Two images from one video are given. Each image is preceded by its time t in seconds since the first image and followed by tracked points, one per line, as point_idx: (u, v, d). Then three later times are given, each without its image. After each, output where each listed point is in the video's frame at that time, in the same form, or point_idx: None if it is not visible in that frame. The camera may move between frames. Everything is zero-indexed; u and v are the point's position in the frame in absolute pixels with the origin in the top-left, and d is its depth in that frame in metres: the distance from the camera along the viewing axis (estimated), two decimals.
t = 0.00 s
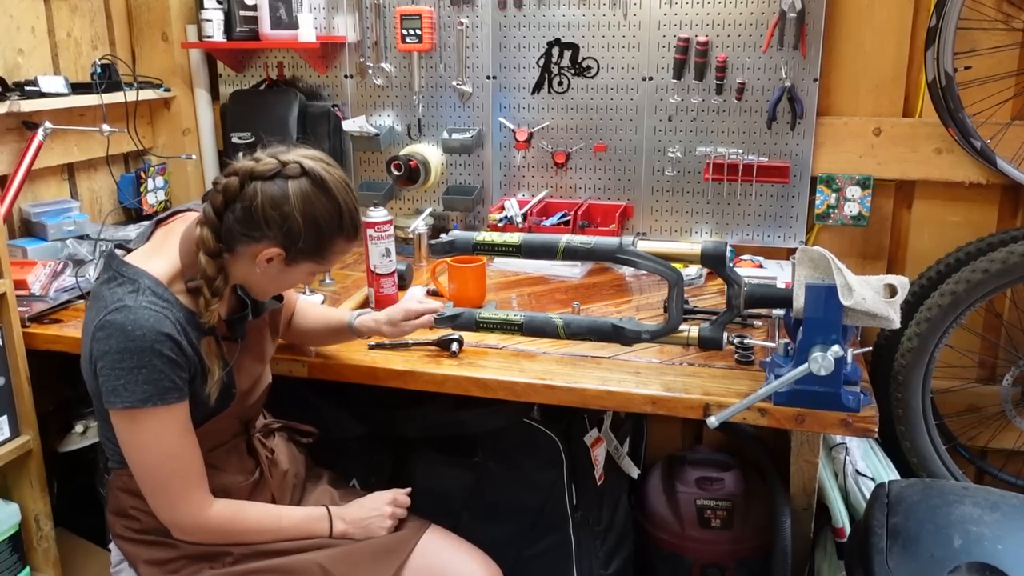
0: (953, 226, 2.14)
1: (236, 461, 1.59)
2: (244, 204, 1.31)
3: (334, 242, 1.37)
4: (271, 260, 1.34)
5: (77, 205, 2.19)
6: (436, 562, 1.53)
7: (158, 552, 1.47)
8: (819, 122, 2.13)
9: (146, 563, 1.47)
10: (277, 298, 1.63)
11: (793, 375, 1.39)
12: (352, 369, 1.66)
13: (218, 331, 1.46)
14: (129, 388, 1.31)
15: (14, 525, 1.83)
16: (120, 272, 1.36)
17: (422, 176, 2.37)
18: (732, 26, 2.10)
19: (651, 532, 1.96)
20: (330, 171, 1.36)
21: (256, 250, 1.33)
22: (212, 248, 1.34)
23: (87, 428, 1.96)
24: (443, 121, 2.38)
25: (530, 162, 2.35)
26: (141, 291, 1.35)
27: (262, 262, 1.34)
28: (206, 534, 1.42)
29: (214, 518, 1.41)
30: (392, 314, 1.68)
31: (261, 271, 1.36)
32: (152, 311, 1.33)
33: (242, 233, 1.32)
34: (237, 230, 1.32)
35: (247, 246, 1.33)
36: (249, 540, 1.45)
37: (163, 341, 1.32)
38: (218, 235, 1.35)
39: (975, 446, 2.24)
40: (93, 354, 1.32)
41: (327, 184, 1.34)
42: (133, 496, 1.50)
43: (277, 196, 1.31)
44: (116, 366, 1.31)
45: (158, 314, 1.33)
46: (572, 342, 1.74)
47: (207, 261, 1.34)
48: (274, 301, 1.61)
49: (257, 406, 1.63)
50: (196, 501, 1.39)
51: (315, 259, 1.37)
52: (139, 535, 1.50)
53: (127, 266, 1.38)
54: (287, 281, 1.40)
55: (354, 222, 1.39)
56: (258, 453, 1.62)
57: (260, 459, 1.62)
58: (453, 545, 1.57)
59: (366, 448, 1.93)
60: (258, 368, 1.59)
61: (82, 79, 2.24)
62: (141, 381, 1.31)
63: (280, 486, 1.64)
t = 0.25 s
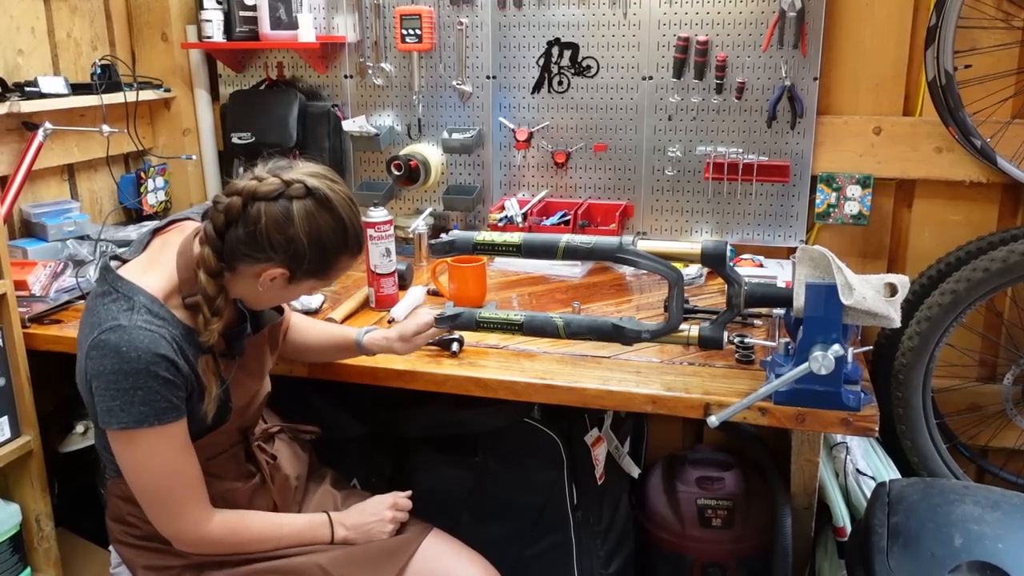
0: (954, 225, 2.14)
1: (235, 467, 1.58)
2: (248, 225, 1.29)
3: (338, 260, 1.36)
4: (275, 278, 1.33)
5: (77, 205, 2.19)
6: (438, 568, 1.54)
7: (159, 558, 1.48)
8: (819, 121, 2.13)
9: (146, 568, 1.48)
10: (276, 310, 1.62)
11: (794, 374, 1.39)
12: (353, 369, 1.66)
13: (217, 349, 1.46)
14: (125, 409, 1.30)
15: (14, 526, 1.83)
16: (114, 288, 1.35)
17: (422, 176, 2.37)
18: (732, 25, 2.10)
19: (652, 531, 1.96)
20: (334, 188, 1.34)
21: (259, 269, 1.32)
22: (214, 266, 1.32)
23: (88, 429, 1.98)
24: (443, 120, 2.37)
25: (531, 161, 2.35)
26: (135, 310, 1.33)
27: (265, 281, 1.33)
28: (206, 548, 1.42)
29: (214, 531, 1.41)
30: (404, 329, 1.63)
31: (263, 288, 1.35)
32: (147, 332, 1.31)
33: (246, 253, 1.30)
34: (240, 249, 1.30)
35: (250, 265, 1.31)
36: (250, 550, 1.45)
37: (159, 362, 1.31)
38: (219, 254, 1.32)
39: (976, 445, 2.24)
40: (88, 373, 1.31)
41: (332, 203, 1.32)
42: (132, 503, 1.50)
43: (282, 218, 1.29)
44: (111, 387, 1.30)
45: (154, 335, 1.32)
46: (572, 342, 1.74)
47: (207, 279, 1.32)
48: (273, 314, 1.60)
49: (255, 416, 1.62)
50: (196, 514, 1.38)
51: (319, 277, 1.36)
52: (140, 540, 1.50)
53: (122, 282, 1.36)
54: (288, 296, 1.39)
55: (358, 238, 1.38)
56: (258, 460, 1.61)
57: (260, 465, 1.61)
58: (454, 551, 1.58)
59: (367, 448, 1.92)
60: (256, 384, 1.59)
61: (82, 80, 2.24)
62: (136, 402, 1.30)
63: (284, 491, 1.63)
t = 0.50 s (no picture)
0: (955, 225, 2.13)
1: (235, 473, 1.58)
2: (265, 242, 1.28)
3: (354, 275, 1.36)
4: (290, 293, 1.33)
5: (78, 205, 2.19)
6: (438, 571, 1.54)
7: (158, 562, 1.48)
8: (820, 121, 2.13)
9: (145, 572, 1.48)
10: (285, 321, 1.61)
11: (795, 373, 1.39)
12: (354, 369, 1.66)
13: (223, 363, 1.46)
14: (126, 423, 1.30)
15: (15, 525, 1.83)
16: (120, 298, 1.35)
17: (422, 175, 2.35)
18: (733, 25, 2.10)
19: (653, 531, 1.96)
20: (351, 204, 1.33)
21: (275, 284, 1.31)
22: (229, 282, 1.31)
23: (89, 428, 1.97)
24: (444, 120, 2.37)
25: (532, 161, 2.35)
26: (139, 323, 1.33)
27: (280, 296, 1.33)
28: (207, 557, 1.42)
29: (214, 542, 1.41)
30: (404, 331, 1.62)
31: (276, 302, 1.35)
32: (150, 346, 1.31)
33: (262, 269, 1.30)
34: (256, 265, 1.30)
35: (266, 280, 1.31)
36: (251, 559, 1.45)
37: (161, 377, 1.30)
38: (234, 270, 1.32)
39: (977, 444, 2.24)
40: (91, 384, 1.31)
41: (350, 219, 1.32)
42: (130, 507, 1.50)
43: (299, 235, 1.28)
44: (113, 401, 1.29)
45: (157, 349, 1.31)
46: (573, 341, 1.74)
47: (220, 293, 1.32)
48: (282, 326, 1.59)
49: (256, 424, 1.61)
50: (196, 525, 1.39)
51: (334, 292, 1.36)
52: (139, 544, 1.50)
53: (127, 292, 1.36)
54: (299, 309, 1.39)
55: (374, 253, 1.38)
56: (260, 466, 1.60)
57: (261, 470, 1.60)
58: (456, 555, 1.58)
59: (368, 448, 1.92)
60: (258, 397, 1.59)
61: (83, 79, 2.24)
62: (137, 417, 1.29)
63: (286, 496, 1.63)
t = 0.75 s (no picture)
0: (956, 225, 2.13)
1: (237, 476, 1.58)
2: (278, 242, 1.28)
3: (365, 274, 1.36)
4: (303, 294, 1.33)
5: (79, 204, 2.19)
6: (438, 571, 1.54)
7: (160, 564, 1.48)
8: (821, 121, 2.12)
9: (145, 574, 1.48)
10: (291, 324, 1.61)
11: (796, 373, 1.39)
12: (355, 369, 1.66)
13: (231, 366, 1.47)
14: (134, 426, 1.30)
15: (16, 524, 1.84)
16: (128, 300, 1.35)
17: (423, 175, 2.35)
18: (733, 24, 2.10)
19: (653, 531, 1.96)
20: (363, 203, 1.34)
21: (287, 285, 1.31)
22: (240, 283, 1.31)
23: (89, 428, 1.97)
24: (444, 120, 2.37)
25: (533, 161, 2.35)
26: (148, 326, 1.32)
27: (293, 297, 1.33)
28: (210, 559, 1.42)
29: (218, 544, 1.41)
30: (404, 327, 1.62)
31: (286, 302, 1.35)
32: (159, 349, 1.31)
33: (275, 270, 1.30)
34: (269, 266, 1.30)
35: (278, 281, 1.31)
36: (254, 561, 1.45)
37: (170, 381, 1.30)
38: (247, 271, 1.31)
39: (978, 444, 2.24)
40: (97, 387, 1.31)
41: (362, 219, 1.32)
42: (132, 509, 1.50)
43: (313, 235, 1.28)
44: (121, 403, 1.29)
45: (166, 352, 1.31)
46: (574, 341, 1.74)
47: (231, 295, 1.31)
48: (287, 328, 1.59)
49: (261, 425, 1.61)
50: (200, 528, 1.39)
51: (345, 291, 1.36)
52: (141, 546, 1.50)
53: (135, 295, 1.36)
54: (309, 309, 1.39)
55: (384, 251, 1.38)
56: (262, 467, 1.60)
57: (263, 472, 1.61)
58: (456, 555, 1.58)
59: (369, 448, 1.92)
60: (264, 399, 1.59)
61: (83, 79, 2.24)
62: (145, 420, 1.29)
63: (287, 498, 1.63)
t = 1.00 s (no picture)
0: (957, 224, 2.13)
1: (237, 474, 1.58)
2: (287, 233, 1.29)
3: (370, 266, 1.37)
4: (309, 286, 1.33)
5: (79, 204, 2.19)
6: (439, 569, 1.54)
7: (162, 563, 1.48)
8: (821, 120, 2.12)
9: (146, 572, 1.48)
10: (292, 321, 1.59)
11: (796, 372, 1.39)
12: (355, 368, 1.66)
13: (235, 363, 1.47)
14: (139, 421, 1.30)
15: (16, 524, 1.84)
16: (133, 295, 1.34)
17: (423, 174, 2.35)
18: (734, 24, 2.10)
19: (653, 530, 1.96)
20: (367, 195, 1.35)
21: (295, 276, 1.32)
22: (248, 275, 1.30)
23: (90, 427, 1.97)
24: (445, 119, 2.37)
25: (533, 160, 2.35)
26: (153, 320, 1.32)
27: (299, 289, 1.33)
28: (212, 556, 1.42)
29: (220, 541, 1.41)
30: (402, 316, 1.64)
31: (292, 296, 1.35)
32: (164, 343, 1.31)
33: (283, 262, 1.30)
34: (277, 258, 1.30)
35: (285, 272, 1.31)
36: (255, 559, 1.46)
37: (175, 375, 1.30)
38: (254, 263, 1.31)
39: (979, 444, 2.23)
40: (102, 381, 1.31)
41: (368, 210, 1.33)
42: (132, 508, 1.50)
43: (321, 226, 1.29)
44: (125, 397, 1.29)
45: (171, 347, 1.31)
46: (574, 341, 1.73)
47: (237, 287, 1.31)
48: (289, 327, 1.57)
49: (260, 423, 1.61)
50: (201, 525, 1.39)
51: (351, 283, 1.36)
52: (142, 544, 1.50)
53: (140, 289, 1.35)
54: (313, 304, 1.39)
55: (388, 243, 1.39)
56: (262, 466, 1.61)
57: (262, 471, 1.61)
58: (456, 553, 1.58)
59: (369, 447, 1.92)
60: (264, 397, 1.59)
61: (83, 78, 2.24)
62: (150, 414, 1.29)
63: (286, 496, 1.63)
